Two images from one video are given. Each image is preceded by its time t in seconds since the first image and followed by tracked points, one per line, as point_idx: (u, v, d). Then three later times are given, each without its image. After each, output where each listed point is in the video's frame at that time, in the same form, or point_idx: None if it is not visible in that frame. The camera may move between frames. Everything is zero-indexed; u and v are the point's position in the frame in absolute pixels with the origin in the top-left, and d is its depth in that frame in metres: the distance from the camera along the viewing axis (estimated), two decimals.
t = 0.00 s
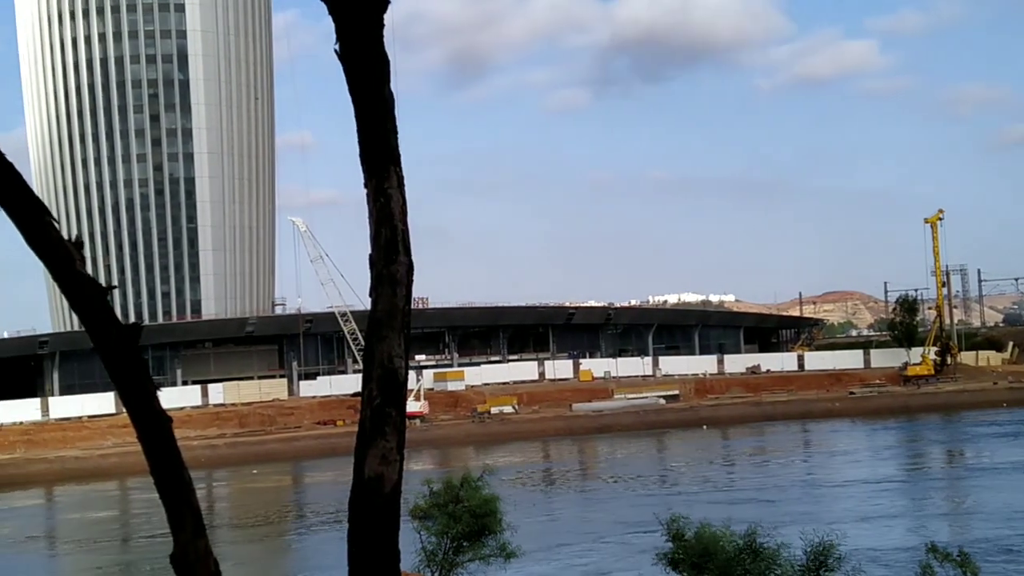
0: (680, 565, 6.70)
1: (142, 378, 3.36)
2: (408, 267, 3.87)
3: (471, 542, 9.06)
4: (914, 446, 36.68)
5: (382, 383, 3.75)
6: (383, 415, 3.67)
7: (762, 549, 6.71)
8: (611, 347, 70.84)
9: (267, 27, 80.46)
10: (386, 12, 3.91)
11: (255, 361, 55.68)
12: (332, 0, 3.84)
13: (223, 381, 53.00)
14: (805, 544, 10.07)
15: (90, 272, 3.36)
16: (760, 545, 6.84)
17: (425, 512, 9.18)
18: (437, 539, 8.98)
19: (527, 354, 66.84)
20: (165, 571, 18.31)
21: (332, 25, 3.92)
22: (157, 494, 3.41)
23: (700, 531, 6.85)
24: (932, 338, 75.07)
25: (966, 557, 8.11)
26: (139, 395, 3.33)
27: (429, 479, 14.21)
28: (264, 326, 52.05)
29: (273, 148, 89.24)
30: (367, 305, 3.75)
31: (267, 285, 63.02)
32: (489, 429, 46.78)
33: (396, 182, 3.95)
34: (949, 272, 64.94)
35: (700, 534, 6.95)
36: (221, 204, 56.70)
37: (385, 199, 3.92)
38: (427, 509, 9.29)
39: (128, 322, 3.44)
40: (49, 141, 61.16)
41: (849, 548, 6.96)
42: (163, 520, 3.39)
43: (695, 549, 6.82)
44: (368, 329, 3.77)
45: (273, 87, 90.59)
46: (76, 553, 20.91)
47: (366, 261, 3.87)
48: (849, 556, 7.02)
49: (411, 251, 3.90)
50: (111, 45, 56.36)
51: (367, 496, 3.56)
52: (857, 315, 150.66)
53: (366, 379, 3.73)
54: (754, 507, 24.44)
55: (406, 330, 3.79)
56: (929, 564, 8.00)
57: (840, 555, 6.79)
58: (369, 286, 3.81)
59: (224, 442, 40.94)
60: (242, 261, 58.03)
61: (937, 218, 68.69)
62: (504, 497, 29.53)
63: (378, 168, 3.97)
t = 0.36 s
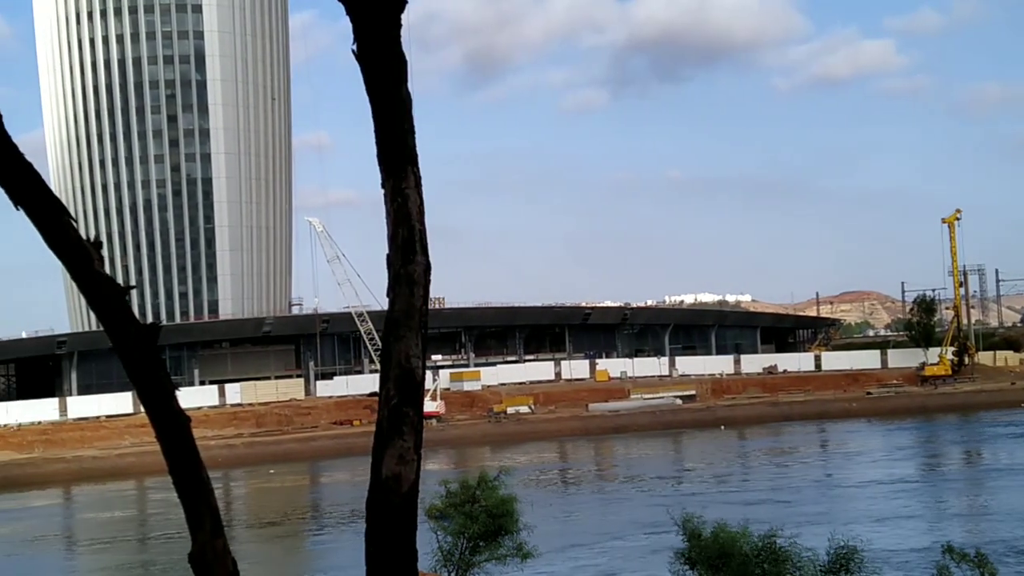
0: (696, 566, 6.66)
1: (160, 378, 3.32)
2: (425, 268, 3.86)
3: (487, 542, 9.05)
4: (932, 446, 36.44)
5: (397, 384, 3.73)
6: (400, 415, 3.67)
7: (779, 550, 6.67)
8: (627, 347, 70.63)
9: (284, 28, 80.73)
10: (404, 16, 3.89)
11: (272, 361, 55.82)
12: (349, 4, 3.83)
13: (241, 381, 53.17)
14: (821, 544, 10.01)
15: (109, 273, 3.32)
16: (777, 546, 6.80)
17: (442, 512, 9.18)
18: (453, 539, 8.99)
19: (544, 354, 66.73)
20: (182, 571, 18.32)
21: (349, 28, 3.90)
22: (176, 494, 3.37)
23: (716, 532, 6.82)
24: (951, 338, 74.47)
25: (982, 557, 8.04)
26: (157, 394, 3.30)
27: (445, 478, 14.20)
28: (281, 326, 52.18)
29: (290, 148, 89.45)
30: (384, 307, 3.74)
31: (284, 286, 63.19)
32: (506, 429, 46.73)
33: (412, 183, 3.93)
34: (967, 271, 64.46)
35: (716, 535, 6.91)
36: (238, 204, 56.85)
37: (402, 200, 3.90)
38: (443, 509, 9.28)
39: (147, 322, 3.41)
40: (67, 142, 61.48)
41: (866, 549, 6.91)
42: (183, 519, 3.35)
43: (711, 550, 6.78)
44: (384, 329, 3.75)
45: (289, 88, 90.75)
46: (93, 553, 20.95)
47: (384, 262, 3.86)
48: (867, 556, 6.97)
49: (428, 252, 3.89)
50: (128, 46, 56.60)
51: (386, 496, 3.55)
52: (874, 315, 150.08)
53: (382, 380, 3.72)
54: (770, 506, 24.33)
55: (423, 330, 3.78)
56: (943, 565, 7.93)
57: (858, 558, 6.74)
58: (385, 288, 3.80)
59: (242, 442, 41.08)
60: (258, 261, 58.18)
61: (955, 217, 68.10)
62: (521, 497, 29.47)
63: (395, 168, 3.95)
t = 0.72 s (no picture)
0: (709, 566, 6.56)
1: (175, 378, 3.23)
2: (440, 268, 3.77)
3: (502, 542, 8.96)
4: (950, 447, 36.16)
5: (412, 385, 3.64)
6: (414, 414, 3.58)
7: (794, 551, 6.54)
8: (642, 348, 70.37)
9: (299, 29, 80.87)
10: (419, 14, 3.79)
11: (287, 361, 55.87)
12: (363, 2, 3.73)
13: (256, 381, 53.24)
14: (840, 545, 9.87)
15: (126, 273, 3.24)
16: (793, 545, 6.68)
17: (456, 512, 9.10)
18: (468, 539, 8.89)
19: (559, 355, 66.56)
20: (198, 571, 18.27)
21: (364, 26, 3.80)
22: (192, 493, 3.29)
23: (731, 532, 6.71)
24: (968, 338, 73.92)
25: (1001, 558, 7.88)
26: (172, 394, 3.21)
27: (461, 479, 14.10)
28: (296, 326, 52.23)
29: (305, 149, 89.59)
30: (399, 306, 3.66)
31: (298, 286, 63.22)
32: (520, 429, 46.63)
33: (428, 183, 3.84)
34: (983, 271, 63.92)
35: (732, 535, 6.80)
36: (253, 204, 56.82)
37: (417, 201, 3.82)
38: (457, 509, 9.20)
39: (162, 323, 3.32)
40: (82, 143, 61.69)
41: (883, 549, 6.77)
42: (199, 518, 3.27)
43: (725, 550, 6.67)
44: (398, 330, 3.67)
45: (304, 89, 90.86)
46: (107, 553, 20.91)
47: (399, 262, 3.77)
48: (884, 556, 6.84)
49: (443, 252, 3.80)
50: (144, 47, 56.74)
51: (401, 496, 3.47)
52: (889, 316, 149.28)
53: (396, 380, 3.63)
54: (786, 507, 24.15)
55: (438, 331, 3.69)
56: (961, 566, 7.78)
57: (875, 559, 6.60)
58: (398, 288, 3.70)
59: (258, 441, 41.12)
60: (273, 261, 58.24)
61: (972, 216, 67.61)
62: (536, 497, 29.35)
63: (410, 168, 3.86)
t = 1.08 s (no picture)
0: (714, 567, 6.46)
1: (185, 378, 3.15)
2: (448, 267, 3.68)
3: (510, 542, 8.86)
4: (960, 447, 35.96)
5: (420, 385, 3.55)
6: (423, 414, 3.49)
7: (800, 549, 6.45)
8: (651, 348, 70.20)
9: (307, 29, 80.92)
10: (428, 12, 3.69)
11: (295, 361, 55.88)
12: None
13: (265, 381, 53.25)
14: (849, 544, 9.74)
15: (134, 273, 3.15)
16: (799, 545, 6.58)
17: (464, 511, 9.00)
18: (477, 539, 8.79)
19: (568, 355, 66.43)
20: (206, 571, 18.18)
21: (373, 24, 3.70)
22: (200, 493, 3.21)
23: (738, 532, 6.61)
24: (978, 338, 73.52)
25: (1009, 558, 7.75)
26: (181, 393, 3.13)
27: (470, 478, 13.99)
28: (304, 325, 52.22)
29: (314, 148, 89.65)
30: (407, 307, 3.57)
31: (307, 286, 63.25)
32: (529, 429, 46.53)
33: (436, 183, 3.75)
34: (993, 271, 63.56)
35: (739, 535, 6.70)
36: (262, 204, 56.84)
37: (425, 200, 3.73)
38: (466, 508, 9.11)
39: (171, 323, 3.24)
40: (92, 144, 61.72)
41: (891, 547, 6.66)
42: (206, 519, 3.19)
43: (733, 552, 6.56)
44: (406, 329, 3.58)
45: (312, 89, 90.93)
46: (117, 553, 20.87)
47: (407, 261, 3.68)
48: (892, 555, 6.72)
49: (452, 252, 3.71)
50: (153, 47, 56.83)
51: (409, 496, 3.39)
52: (898, 316, 148.77)
53: (404, 381, 3.55)
54: (796, 508, 24.02)
55: (447, 331, 3.60)
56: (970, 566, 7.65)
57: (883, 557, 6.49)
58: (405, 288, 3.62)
59: (267, 441, 41.10)
60: (282, 261, 58.27)
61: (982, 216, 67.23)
62: (544, 497, 29.22)
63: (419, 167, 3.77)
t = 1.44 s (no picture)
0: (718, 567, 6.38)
1: (192, 378, 3.09)
2: (457, 266, 3.62)
3: (518, 543, 8.78)
4: (970, 447, 35.82)
5: (428, 384, 3.49)
6: (430, 415, 3.42)
7: (807, 549, 6.37)
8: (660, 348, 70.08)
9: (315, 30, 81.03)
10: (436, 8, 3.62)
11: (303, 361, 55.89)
12: None
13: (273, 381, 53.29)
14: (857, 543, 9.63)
15: (142, 272, 3.09)
16: (806, 546, 6.50)
17: (472, 511, 8.93)
18: (484, 539, 8.73)
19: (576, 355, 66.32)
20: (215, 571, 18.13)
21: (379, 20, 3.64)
22: (207, 493, 3.15)
23: (744, 532, 6.53)
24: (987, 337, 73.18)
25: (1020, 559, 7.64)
26: (188, 394, 3.07)
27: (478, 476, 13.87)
28: (312, 325, 52.24)
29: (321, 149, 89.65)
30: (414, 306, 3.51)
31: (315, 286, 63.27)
32: (536, 430, 46.49)
33: (444, 182, 3.68)
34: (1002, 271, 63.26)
35: (745, 536, 6.61)
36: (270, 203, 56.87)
37: (433, 199, 3.66)
38: (473, 509, 9.04)
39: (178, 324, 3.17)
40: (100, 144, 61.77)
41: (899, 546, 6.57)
42: (214, 519, 3.13)
43: (738, 552, 6.48)
44: (412, 327, 3.51)
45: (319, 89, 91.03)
46: (126, 553, 20.85)
47: (414, 258, 3.62)
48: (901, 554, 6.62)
49: (460, 251, 3.64)
50: (162, 47, 56.91)
51: (417, 496, 3.32)
52: (906, 317, 148.46)
53: (410, 379, 3.48)
54: (806, 507, 23.91)
55: (454, 330, 3.54)
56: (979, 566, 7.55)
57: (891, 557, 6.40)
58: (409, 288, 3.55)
59: (275, 441, 41.08)
60: (289, 261, 58.31)
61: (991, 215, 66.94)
62: (553, 497, 29.15)
63: (426, 165, 3.70)
